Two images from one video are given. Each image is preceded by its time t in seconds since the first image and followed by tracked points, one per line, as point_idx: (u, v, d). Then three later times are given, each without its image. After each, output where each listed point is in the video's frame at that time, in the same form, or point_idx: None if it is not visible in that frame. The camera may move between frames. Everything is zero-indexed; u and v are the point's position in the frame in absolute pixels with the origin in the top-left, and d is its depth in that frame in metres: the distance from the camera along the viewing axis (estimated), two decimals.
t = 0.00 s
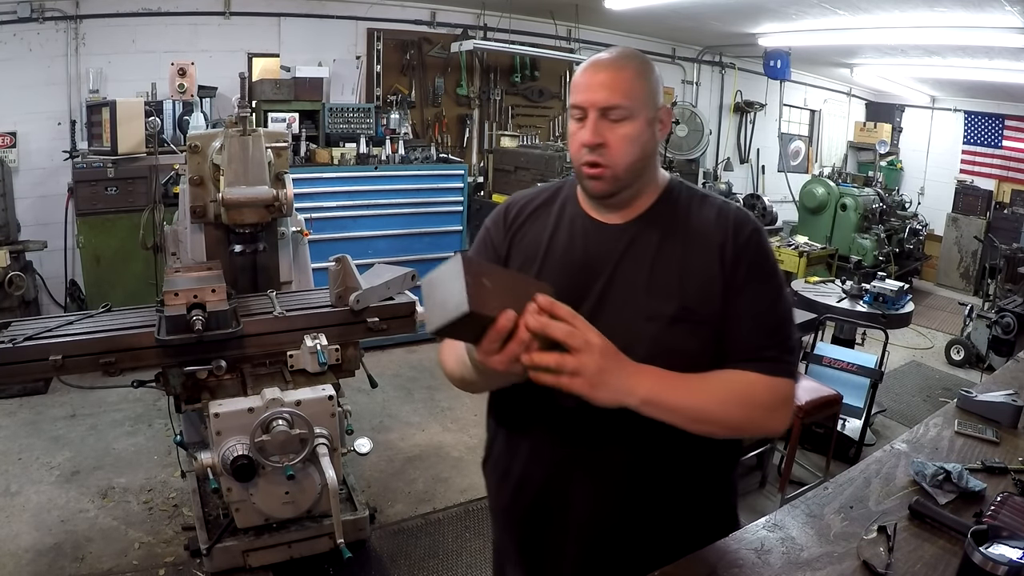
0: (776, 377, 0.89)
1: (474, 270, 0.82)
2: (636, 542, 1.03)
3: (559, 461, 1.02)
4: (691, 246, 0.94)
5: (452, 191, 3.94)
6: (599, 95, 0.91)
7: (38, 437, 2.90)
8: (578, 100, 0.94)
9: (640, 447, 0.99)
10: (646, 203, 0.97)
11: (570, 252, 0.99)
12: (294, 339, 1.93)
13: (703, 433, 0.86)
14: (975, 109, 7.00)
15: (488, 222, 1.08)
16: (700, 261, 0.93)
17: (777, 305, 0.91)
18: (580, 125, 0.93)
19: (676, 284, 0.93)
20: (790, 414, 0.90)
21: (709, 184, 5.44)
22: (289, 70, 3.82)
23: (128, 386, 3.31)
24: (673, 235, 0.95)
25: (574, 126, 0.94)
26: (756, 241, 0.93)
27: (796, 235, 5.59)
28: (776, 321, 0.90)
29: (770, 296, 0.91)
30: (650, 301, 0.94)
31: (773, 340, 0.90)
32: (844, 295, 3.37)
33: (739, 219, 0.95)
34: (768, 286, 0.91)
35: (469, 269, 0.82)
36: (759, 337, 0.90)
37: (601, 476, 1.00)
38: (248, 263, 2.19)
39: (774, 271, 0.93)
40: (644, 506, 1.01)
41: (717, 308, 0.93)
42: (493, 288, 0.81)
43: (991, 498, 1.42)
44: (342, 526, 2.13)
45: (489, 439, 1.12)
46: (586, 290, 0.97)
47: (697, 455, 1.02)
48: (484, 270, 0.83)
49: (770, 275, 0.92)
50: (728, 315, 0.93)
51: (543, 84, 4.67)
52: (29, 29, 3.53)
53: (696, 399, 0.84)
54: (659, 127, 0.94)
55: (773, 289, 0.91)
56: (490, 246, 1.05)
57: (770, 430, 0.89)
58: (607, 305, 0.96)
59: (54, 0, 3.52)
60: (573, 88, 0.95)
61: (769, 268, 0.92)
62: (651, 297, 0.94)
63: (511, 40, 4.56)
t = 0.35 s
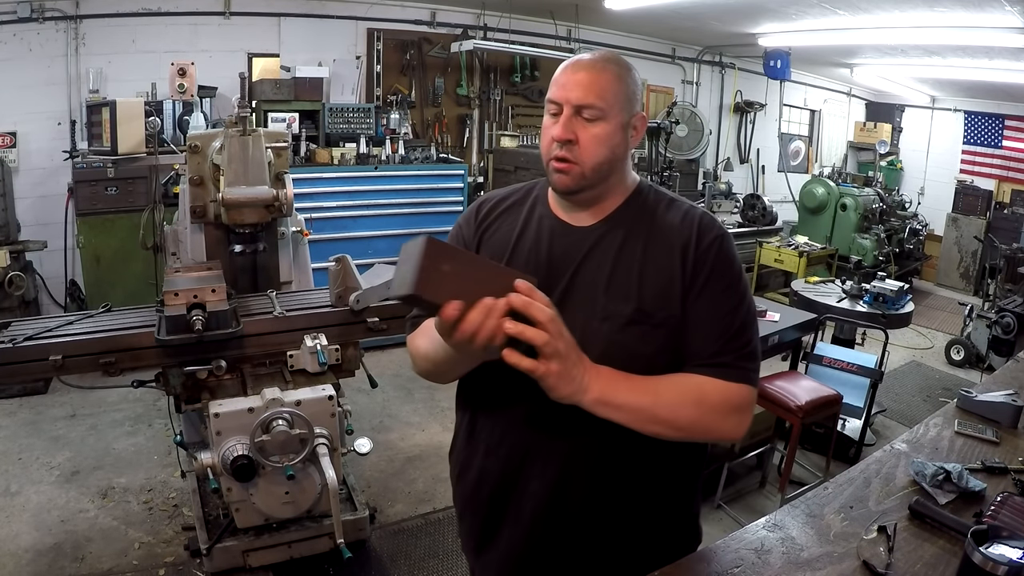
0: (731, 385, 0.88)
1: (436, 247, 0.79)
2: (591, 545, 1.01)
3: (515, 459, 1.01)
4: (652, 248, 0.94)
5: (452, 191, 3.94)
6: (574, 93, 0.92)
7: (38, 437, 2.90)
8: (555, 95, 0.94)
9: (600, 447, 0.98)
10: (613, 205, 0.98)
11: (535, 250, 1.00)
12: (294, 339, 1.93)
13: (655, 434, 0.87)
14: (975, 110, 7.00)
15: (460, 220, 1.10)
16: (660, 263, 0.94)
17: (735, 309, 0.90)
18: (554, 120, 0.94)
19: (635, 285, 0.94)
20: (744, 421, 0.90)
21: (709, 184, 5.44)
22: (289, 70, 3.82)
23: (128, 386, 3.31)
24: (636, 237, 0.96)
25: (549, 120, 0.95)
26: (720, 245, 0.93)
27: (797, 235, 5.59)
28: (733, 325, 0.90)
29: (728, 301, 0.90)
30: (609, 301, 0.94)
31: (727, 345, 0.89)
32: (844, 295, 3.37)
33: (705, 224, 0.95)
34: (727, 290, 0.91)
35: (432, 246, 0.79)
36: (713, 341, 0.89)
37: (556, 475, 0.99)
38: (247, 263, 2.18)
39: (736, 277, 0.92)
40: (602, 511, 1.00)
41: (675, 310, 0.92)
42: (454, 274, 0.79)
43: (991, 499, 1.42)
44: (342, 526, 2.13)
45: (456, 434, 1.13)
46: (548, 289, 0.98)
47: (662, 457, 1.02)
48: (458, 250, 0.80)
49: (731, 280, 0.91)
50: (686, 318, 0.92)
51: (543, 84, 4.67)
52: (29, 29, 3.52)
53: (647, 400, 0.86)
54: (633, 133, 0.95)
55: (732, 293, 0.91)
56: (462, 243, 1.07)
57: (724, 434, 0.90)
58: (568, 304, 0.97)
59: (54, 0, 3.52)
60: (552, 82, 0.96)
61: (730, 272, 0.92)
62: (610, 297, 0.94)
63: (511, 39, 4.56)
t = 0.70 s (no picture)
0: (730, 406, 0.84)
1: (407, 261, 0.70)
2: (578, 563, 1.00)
3: (501, 466, 1.02)
4: (656, 259, 0.94)
5: (452, 191, 3.94)
6: (598, 86, 0.93)
7: (38, 437, 2.90)
8: (575, 89, 0.94)
9: (580, 459, 0.98)
10: (624, 210, 0.98)
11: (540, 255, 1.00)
12: (294, 339, 1.93)
13: (643, 454, 0.81)
14: (975, 110, 7.00)
15: (465, 216, 1.11)
16: (663, 273, 0.93)
17: (738, 327, 0.88)
18: (576, 113, 0.94)
19: (637, 295, 0.93)
20: (736, 454, 0.84)
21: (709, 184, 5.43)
22: (289, 70, 3.82)
23: (128, 386, 3.31)
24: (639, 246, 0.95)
25: (567, 114, 0.95)
26: (727, 261, 0.91)
27: (797, 235, 5.59)
28: (733, 340, 0.87)
29: (731, 317, 0.88)
30: (610, 310, 0.94)
31: (724, 362, 0.86)
32: (844, 295, 3.38)
33: (714, 239, 0.94)
34: (731, 307, 0.89)
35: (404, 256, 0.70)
36: (710, 356, 0.87)
37: (539, 483, 0.99)
38: (248, 263, 2.18)
39: (740, 291, 0.90)
40: (584, 528, 0.98)
41: (676, 323, 0.91)
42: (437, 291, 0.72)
43: (991, 499, 1.42)
44: (342, 526, 2.13)
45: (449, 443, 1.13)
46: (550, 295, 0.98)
47: (652, 485, 1.01)
48: (446, 263, 0.69)
49: (736, 296, 0.90)
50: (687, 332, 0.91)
51: (543, 84, 4.67)
52: (29, 29, 3.52)
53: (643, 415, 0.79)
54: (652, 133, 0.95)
55: (737, 310, 0.89)
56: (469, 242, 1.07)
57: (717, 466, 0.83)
58: (569, 310, 0.97)
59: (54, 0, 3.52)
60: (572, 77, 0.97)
61: (737, 289, 0.90)
62: (611, 306, 0.94)
63: (511, 39, 4.56)
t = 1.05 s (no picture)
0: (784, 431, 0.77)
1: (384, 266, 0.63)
2: None
3: (507, 506, 0.90)
4: (700, 274, 0.86)
5: (452, 191, 3.94)
6: (648, 78, 0.87)
7: (38, 437, 2.90)
8: (621, 81, 0.88)
9: (603, 511, 0.87)
10: (667, 217, 0.89)
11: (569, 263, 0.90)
12: (294, 339, 1.94)
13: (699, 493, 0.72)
14: (975, 109, 7.00)
15: (478, 212, 1.00)
16: (708, 287, 0.85)
17: (790, 351, 0.81)
18: (622, 107, 0.87)
19: (681, 315, 0.85)
20: (789, 493, 0.78)
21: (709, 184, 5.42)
22: (289, 70, 3.82)
23: (128, 386, 3.31)
24: (683, 259, 0.87)
25: (611, 105, 0.88)
26: (778, 278, 0.85)
27: (796, 235, 5.60)
28: (785, 366, 0.80)
29: (783, 339, 0.82)
30: (650, 332, 0.85)
31: (776, 385, 0.79)
32: (844, 295, 3.37)
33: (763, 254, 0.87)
34: (783, 330, 0.82)
35: (379, 259, 0.63)
36: (760, 378, 0.80)
37: (557, 530, 0.88)
38: (248, 263, 2.18)
39: (792, 312, 0.84)
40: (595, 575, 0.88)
41: (721, 347, 0.84)
42: (433, 299, 0.63)
43: (991, 499, 1.42)
44: (342, 526, 2.13)
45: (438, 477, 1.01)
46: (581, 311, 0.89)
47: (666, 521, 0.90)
48: (436, 257, 0.62)
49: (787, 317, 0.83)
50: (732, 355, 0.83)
51: (543, 84, 4.67)
52: (29, 29, 3.52)
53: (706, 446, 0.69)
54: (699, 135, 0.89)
55: (788, 332, 0.82)
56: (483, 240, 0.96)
57: (763, 510, 0.77)
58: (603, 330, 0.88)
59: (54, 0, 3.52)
60: (617, 66, 0.90)
61: (788, 311, 0.83)
62: (650, 327, 0.85)
63: (511, 40, 4.56)
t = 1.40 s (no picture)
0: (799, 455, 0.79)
1: (386, 250, 0.61)
2: None
3: (504, 525, 0.89)
4: (712, 289, 0.85)
5: (452, 191, 3.94)
6: (666, 67, 0.86)
7: (38, 437, 2.90)
8: (637, 69, 0.87)
9: (601, 532, 0.85)
10: (674, 221, 0.89)
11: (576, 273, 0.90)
12: (294, 339, 1.94)
13: (714, 519, 0.72)
14: (975, 110, 7.00)
15: (464, 213, 0.98)
16: (719, 304, 0.84)
17: (801, 367, 0.82)
18: (639, 96, 0.86)
19: (692, 334, 0.84)
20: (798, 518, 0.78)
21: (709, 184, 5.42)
22: (289, 70, 3.82)
23: (128, 386, 3.31)
24: (693, 275, 0.87)
25: (627, 94, 0.87)
26: (789, 292, 0.85)
27: (797, 235, 5.60)
28: (797, 384, 0.81)
29: (795, 354, 0.82)
30: (660, 353, 0.84)
31: (790, 406, 0.80)
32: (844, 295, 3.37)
33: (773, 265, 0.87)
34: (794, 345, 0.83)
35: (380, 244, 0.62)
36: (774, 399, 0.80)
37: (561, 551, 0.87)
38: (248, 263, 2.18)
39: (804, 326, 0.84)
40: None
41: (734, 367, 0.84)
42: (437, 290, 0.62)
43: (991, 498, 1.42)
44: (342, 526, 2.13)
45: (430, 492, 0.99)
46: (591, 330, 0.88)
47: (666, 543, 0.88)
48: (443, 244, 0.61)
49: (798, 332, 0.83)
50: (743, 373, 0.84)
51: (543, 84, 4.67)
52: (29, 29, 3.52)
53: (721, 470, 0.69)
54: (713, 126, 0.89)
55: (800, 347, 0.83)
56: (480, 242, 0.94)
57: (774, 538, 0.77)
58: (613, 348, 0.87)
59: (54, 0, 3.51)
60: (630, 51, 0.89)
61: (798, 324, 0.84)
62: (661, 347, 0.84)
63: (511, 40, 4.56)
